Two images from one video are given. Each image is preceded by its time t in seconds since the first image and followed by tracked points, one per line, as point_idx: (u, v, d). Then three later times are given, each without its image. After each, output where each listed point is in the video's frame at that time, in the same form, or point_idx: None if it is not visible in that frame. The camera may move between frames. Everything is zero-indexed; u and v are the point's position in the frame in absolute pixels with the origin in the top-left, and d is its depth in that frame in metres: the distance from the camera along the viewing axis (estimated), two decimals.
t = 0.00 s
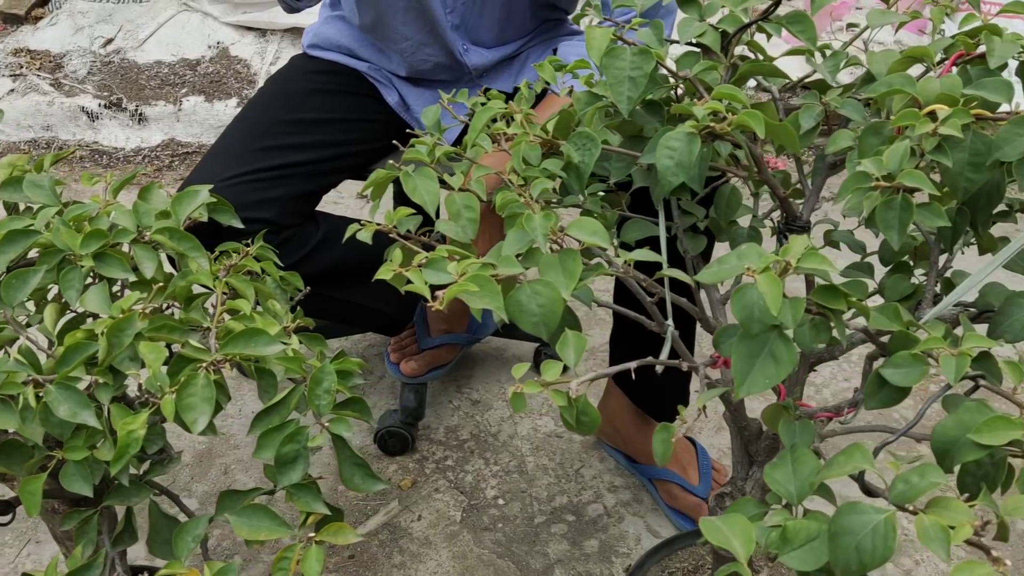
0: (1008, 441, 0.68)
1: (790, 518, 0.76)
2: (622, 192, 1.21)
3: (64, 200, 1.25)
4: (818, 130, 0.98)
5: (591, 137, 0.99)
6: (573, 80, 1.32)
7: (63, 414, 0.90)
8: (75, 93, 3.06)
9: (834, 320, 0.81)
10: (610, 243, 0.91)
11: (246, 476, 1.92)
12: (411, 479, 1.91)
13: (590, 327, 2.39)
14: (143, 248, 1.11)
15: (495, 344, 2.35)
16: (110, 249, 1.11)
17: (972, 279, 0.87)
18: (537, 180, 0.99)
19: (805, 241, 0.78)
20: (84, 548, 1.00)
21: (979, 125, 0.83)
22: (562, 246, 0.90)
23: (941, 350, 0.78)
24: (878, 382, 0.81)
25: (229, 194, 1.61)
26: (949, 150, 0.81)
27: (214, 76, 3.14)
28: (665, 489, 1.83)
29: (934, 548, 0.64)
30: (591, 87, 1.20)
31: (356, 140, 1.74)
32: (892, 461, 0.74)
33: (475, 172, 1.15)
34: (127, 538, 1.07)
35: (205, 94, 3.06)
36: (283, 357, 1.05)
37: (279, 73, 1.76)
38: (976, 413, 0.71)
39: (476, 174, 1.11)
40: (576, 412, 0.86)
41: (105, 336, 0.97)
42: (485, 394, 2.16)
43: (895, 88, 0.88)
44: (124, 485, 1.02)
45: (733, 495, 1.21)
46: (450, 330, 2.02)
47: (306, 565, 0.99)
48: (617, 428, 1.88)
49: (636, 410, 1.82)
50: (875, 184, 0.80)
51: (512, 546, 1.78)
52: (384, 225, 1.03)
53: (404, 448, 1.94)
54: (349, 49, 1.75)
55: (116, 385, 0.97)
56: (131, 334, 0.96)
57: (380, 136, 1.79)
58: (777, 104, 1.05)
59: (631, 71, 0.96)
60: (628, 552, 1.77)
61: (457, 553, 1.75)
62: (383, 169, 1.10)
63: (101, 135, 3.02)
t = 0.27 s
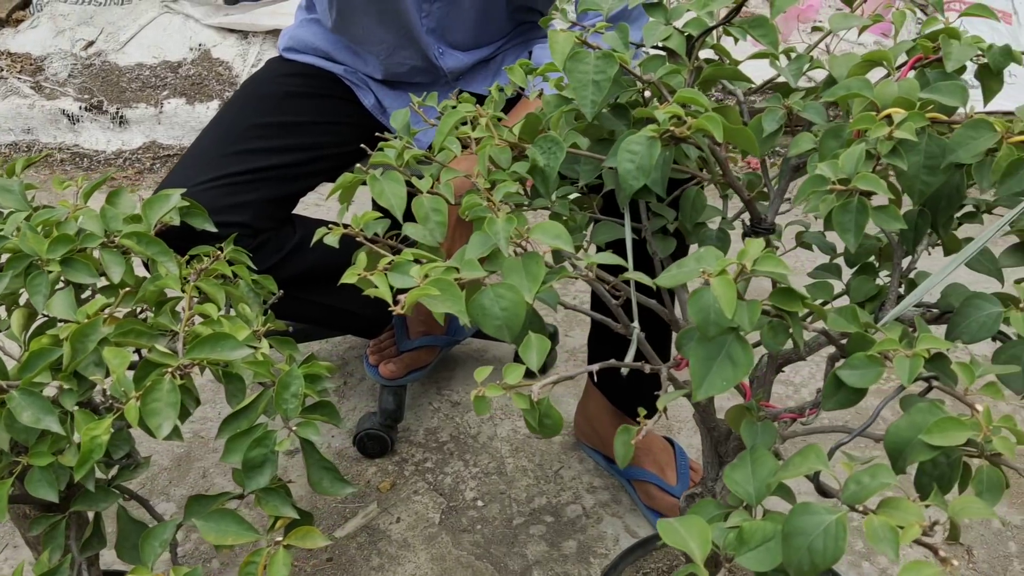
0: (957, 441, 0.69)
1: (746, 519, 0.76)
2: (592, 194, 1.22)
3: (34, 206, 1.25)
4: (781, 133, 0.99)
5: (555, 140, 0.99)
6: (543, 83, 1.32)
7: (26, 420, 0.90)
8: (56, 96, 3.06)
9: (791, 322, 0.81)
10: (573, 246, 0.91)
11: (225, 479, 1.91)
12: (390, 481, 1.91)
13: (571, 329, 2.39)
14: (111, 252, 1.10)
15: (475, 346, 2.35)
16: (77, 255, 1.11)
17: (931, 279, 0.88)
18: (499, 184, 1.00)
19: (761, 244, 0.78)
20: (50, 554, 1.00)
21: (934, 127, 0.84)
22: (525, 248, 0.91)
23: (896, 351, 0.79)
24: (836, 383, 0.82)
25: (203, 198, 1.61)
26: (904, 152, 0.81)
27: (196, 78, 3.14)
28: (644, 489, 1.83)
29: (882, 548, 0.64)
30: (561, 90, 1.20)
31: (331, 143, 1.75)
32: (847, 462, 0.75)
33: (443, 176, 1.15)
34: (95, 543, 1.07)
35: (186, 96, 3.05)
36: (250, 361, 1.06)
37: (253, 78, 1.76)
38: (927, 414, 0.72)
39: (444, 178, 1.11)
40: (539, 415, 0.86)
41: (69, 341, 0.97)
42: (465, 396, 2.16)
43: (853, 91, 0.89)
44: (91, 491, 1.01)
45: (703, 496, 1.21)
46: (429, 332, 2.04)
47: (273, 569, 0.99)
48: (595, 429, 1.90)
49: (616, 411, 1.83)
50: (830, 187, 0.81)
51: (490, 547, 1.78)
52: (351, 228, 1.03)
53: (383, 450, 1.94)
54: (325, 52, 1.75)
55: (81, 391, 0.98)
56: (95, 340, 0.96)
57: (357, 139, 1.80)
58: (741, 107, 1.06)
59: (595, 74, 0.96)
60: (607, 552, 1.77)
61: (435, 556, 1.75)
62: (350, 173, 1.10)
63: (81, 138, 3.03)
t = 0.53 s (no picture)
0: (906, 439, 0.71)
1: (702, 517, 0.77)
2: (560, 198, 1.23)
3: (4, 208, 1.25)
4: (744, 134, 1.00)
5: (521, 142, 1.00)
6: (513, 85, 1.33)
7: None
8: (39, 98, 3.06)
9: (749, 322, 0.82)
10: (536, 246, 0.92)
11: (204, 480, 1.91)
12: (369, 482, 1.92)
13: (553, 329, 2.40)
14: (78, 254, 1.11)
15: (457, 346, 2.36)
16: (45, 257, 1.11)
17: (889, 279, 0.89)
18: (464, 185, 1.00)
19: (717, 245, 0.79)
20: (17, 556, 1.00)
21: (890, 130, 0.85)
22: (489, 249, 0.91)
23: (850, 350, 0.80)
24: (792, 382, 0.83)
25: (180, 202, 1.60)
26: (859, 154, 0.83)
27: (179, 79, 3.14)
28: (622, 489, 1.84)
29: (830, 544, 0.65)
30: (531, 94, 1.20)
31: (308, 146, 1.75)
32: (800, 460, 0.76)
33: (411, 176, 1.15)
34: (63, 545, 1.07)
35: (169, 98, 3.05)
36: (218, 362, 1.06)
37: (229, 82, 1.76)
38: (878, 412, 0.73)
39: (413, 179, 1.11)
40: (500, 415, 0.87)
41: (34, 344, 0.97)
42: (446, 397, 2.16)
43: (812, 93, 0.90)
44: (59, 493, 1.02)
45: (673, 495, 1.22)
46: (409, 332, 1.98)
47: (240, 569, 0.99)
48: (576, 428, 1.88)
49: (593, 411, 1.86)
50: (785, 189, 0.82)
51: (470, 547, 1.78)
52: (318, 229, 1.03)
53: (363, 451, 1.94)
54: (302, 54, 1.75)
55: (46, 393, 0.98)
56: (59, 342, 0.96)
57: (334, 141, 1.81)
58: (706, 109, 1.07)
59: (559, 76, 0.97)
60: (585, 551, 1.77)
61: (414, 556, 1.76)
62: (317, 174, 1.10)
63: (64, 139, 3.03)
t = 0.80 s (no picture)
0: (844, 433, 0.72)
1: (648, 512, 0.78)
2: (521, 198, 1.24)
3: None
4: (696, 134, 1.01)
5: (476, 143, 1.01)
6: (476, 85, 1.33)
7: None
8: (12, 102, 3.05)
9: (695, 319, 0.83)
10: (490, 245, 0.92)
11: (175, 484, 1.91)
12: (342, 484, 1.92)
13: (527, 329, 2.40)
14: (37, 258, 1.11)
15: (431, 348, 2.36)
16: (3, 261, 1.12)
17: (836, 276, 0.91)
18: (420, 185, 1.01)
19: (662, 244, 0.80)
20: None
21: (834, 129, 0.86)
22: (442, 249, 0.92)
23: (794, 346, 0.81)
24: (739, 378, 0.84)
25: (145, 207, 1.60)
26: (803, 153, 0.84)
27: (153, 82, 3.14)
28: (594, 488, 1.85)
29: (766, 537, 0.66)
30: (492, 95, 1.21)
31: (276, 149, 1.74)
32: (743, 455, 0.77)
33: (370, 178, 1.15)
34: (23, 548, 1.07)
35: (143, 100, 3.05)
36: (177, 365, 1.06)
37: (196, 87, 1.76)
38: (817, 406, 0.74)
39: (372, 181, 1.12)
40: (452, 414, 0.87)
41: None
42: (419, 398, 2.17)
43: (759, 93, 0.92)
44: (17, 496, 1.02)
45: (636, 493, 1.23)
46: (381, 334, 1.98)
47: (198, 570, 0.99)
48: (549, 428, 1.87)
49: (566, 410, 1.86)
50: (729, 188, 0.84)
51: (441, 547, 1.79)
52: (275, 231, 1.04)
53: (335, 453, 1.95)
54: (270, 57, 1.75)
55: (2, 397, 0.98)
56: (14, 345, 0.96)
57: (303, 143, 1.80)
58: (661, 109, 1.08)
59: (512, 78, 0.97)
60: (557, 550, 1.78)
61: (386, 557, 1.76)
62: (276, 176, 1.11)
63: (38, 143, 3.01)
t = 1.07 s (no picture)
0: (790, 427, 0.73)
1: (600, 508, 0.78)
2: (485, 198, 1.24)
3: None
4: (652, 133, 1.01)
5: (434, 143, 1.01)
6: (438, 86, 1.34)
7: None
8: None
9: (647, 315, 0.84)
10: (447, 245, 0.93)
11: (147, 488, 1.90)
12: (314, 486, 1.92)
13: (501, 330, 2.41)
14: None
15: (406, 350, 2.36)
16: None
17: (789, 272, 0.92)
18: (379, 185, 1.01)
19: (612, 241, 0.80)
20: None
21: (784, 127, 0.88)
22: (398, 249, 0.92)
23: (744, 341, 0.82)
24: (692, 374, 0.85)
25: (109, 209, 1.60)
26: (753, 151, 0.85)
27: (126, 86, 3.12)
28: (567, 487, 1.86)
29: (712, 530, 0.67)
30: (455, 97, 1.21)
31: (242, 151, 1.74)
32: (693, 451, 0.77)
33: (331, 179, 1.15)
34: None
35: (115, 104, 3.04)
36: (137, 368, 1.06)
37: (161, 89, 1.75)
38: (764, 401, 0.75)
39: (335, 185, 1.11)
40: (409, 413, 0.88)
41: None
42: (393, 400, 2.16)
43: (711, 92, 0.93)
44: None
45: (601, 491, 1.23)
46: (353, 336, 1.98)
47: (159, 573, 0.99)
48: (520, 428, 1.89)
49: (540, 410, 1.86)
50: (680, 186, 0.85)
51: (414, 549, 1.79)
52: (234, 233, 1.03)
53: (308, 456, 1.94)
54: (236, 59, 1.76)
55: None
56: None
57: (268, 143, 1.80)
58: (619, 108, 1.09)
59: (469, 79, 0.98)
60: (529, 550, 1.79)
61: (359, 559, 1.76)
62: (235, 178, 1.10)
63: (9, 148, 2.90)
